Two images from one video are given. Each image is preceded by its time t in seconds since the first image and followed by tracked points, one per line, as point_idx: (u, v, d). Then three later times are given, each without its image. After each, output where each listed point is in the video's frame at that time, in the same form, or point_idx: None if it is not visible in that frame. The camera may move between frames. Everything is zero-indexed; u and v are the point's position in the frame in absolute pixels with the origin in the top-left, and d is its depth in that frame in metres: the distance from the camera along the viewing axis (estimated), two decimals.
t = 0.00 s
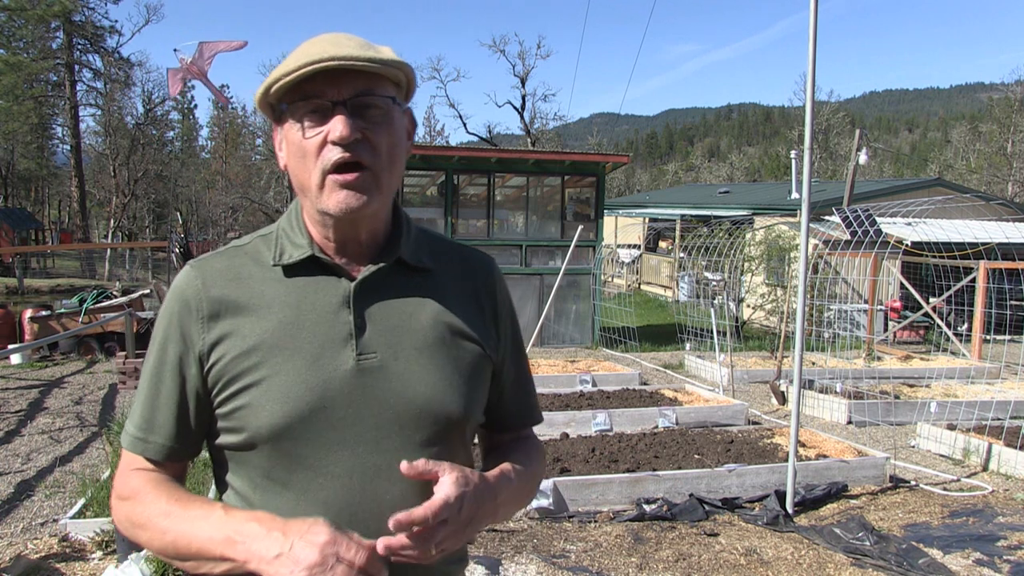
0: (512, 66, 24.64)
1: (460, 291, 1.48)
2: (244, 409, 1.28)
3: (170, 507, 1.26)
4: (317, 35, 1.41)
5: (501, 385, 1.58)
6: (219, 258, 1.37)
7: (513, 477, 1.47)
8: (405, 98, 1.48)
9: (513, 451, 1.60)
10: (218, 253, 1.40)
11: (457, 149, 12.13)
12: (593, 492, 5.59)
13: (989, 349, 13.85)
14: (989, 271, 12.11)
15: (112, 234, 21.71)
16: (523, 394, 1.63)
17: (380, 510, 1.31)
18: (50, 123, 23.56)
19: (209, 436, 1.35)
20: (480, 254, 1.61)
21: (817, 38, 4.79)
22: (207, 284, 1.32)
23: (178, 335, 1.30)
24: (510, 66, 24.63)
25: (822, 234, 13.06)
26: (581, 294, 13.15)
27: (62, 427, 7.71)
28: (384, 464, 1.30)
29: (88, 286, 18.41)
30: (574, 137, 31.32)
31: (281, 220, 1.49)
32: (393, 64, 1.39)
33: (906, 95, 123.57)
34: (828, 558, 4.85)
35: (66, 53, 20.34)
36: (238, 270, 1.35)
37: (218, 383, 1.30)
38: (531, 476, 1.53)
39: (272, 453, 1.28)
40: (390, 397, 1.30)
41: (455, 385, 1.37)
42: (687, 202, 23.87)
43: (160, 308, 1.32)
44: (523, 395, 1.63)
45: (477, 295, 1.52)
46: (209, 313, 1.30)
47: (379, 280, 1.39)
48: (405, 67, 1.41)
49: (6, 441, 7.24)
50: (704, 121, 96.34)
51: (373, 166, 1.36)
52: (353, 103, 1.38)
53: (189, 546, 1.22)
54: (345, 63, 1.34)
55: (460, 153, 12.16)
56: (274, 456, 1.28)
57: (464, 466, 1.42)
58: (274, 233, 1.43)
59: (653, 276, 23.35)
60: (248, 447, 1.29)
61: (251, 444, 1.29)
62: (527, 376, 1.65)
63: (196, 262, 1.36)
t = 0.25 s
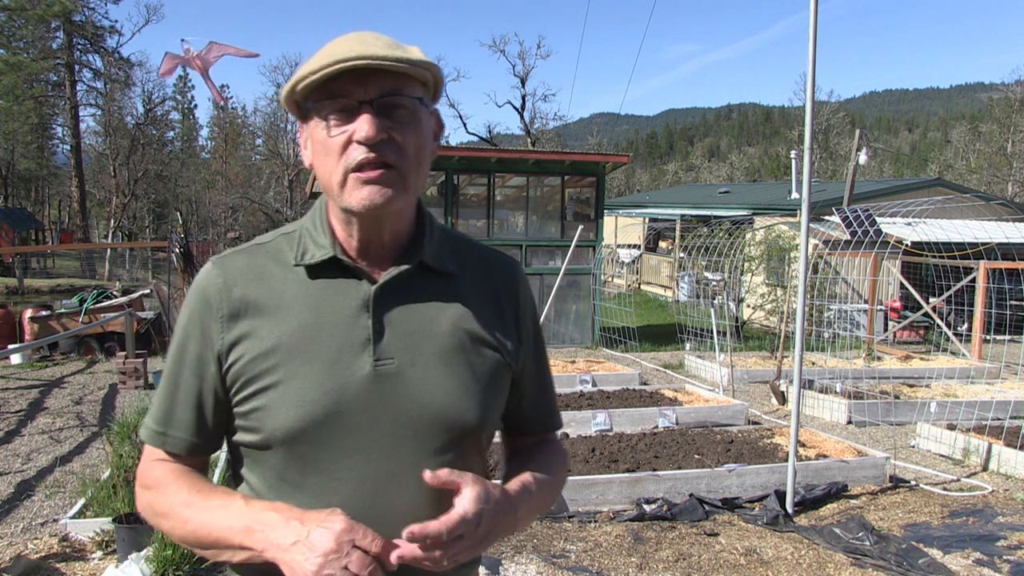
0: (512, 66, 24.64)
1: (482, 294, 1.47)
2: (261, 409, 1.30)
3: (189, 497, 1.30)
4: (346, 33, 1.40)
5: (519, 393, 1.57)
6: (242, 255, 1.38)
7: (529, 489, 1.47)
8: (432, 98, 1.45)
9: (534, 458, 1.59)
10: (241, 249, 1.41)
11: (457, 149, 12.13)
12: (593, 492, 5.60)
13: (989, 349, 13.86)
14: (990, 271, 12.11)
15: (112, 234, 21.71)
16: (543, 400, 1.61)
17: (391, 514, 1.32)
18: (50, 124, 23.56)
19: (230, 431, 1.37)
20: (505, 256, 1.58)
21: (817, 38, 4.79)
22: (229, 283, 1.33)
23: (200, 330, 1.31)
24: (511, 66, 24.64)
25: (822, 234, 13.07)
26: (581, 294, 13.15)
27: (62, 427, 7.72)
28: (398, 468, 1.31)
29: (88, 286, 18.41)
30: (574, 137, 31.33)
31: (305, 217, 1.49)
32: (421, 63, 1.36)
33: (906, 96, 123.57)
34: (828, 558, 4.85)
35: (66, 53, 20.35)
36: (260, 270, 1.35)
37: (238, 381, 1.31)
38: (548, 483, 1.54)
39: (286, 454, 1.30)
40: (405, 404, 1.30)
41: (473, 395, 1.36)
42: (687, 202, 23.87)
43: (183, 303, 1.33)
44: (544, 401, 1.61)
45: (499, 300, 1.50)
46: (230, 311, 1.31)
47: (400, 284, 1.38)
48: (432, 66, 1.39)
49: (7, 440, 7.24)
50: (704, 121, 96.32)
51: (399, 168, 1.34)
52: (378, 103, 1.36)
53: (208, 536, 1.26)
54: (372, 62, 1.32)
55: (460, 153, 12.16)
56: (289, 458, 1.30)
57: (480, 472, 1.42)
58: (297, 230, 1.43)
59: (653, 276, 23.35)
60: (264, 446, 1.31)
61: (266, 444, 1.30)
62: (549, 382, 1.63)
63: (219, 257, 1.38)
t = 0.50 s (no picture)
0: (512, 66, 24.62)
1: (510, 310, 1.45)
2: (280, 412, 1.31)
3: (204, 484, 1.32)
4: (397, 37, 1.35)
5: (541, 407, 1.55)
6: (271, 251, 1.38)
7: (543, 511, 1.45)
8: (477, 113, 1.42)
9: (554, 474, 1.59)
10: (271, 244, 1.41)
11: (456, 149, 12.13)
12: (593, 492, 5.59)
13: (989, 349, 13.86)
14: (989, 271, 12.10)
15: (112, 234, 21.71)
16: (567, 416, 1.60)
17: (401, 523, 1.32)
18: (50, 123, 23.56)
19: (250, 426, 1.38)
20: (537, 270, 1.55)
21: (817, 38, 4.79)
22: (256, 282, 1.33)
23: (225, 327, 1.32)
24: (511, 66, 24.62)
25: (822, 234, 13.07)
26: (581, 294, 13.14)
27: (63, 427, 7.72)
28: (412, 477, 1.31)
29: (88, 286, 18.41)
30: (573, 137, 31.33)
31: (336, 217, 1.48)
32: (470, 83, 1.33)
33: (906, 96, 123.55)
34: (828, 558, 4.85)
35: (66, 53, 20.36)
36: (286, 273, 1.35)
37: (259, 382, 1.32)
38: (567, 501, 1.52)
39: (302, 458, 1.30)
40: (424, 417, 1.30)
41: (492, 413, 1.36)
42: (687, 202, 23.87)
43: (209, 295, 1.34)
44: (565, 417, 1.60)
45: (528, 317, 1.48)
46: (255, 311, 1.32)
47: (426, 297, 1.37)
48: (481, 85, 1.35)
49: (7, 440, 7.24)
50: (704, 121, 96.32)
51: (436, 188, 1.33)
52: (422, 119, 1.33)
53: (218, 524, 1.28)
54: (422, 80, 1.29)
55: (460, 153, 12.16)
56: (304, 462, 1.31)
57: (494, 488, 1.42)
58: (327, 231, 1.42)
59: (653, 276, 23.34)
60: (281, 448, 1.32)
61: (282, 445, 1.31)
62: (573, 399, 1.61)
63: (249, 251, 1.38)
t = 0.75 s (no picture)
0: (512, 66, 24.61)
1: (503, 313, 1.46)
2: (273, 415, 1.29)
3: (191, 487, 1.29)
4: (407, 39, 1.34)
5: (533, 407, 1.56)
6: (264, 252, 1.37)
7: (536, 507, 1.46)
8: (483, 120, 1.43)
9: (545, 474, 1.60)
10: (263, 244, 1.39)
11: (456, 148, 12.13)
12: (593, 492, 5.59)
13: (989, 349, 13.85)
14: (990, 271, 12.10)
15: (112, 234, 21.70)
16: (558, 419, 1.60)
17: (394, 525, 1.32)
18: (50, 123, 23.55)
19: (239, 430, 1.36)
20: (527, 272, 1.57)
21: (817, 38, 4.79)
22: (247, 282, 1.32)
23: (216, 328, 1.31)
24: (511, 66, 24.61)
25: (822, 234, 13.08)
26: (581, 294, 13.14)
27: (62, 427, 7.72)
28: (405, 479, 1.31)
29: (88, 286, 18.39)
30: (573, 137, 31.32)
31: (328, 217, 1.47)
32: (482, 93, 1.34)
33: (906, 96, 123.53)
34: (828, 558, 4.85)
35: (66, 53, 20.35)
36: (279, 274, 1.34)
37: (251, 384, 1.31)
38: (559, 501, 1.53)
39: (294, 462, 1.29)
40: (418, 418, 1.30)
41: (484, 415, 1.36)
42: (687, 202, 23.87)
43: (201, 296, 1.32)
44: (556, 418, 1.60)
45: (521, 319, 1.50)
46: (248, 312, 1.31)
47: (423, 298, 1.37)
48: (492, 94, 1.37)
49: (6, 440, 7.24)
50: (704, 121, 96.30)
51: (442, 196, 1.33)
52: (434, 126, 1.33)
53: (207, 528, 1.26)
54: (439, 89, 1.29)
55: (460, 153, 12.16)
56: (297, 465, 1.30)
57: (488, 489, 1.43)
58: (321, 230, 1.41)
59: (653, 276, 23.34)
60: (272, 452, 1.30)
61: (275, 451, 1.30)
62: (563, 399, 1.62)
63: (240, 252, 1.37)
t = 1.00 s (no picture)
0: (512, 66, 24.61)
1: (467, 300, 1.50)
2: (245, 417, 1.25)
3: (144, 487, 1.20)
4: (362, 34, 1.33)
5: (500, 393, 1.58)
6: (221, 255, 1.33)
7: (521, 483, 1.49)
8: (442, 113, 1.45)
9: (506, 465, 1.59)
10: (218, 248, 1.35)
11: (456, 149, 12.13)
12: (593, 492, 5.60)
13: (989, 349, 13.86)
14: (989, 271, 12.10)
15: (112, 234, 21.70)
16: (520, 406, 1.64)
17: (381, 515, 1.31)
18: (50, 123, 23.56)
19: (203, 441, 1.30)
20: (481, 260, 1.62)
21: (817, 39, 4.80)
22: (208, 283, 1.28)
23: (177, 332, 1.25)
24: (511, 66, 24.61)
25: (822, 234, 13.09)
26: (581, 294, 13.15)
27: (63, 427, 7.72)
28: (387, 469, 1.30)
29: (88, 286, 18.39)
30: (574, 137, 31.33)
31: (281, 216, 1.44)
32: (446, 88, 1.36)
33: (906, 95, 123.57)
34: (828, 558, 4.85)
35: (66, 53, 20.35)
36: (240, 273, 1.31)
37: (217, 386, 1.26)
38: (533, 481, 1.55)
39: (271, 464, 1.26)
40: (398, 407, 1.30)
41: (458, 397, 1.38)
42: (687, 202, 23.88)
43: (156, 303, 1.27)
44: (521, 402, 1.64)
45: (483, 305, 1.54)
46: (211, 314, 1.26)
47: (391, 289, 1.38)
48: (454, 88, 1.39)
49: (7, 441, 7.24)
50: (704, 121, 96.34)
51: (412, 192, 1.35)
52: (400, 122, 1.34)
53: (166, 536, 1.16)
54: (407, 88, 1.29)
55: (460, 153, 12.17)
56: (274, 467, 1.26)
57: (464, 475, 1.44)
58: (279, 229, 1.38)
59: (653, 276, 23.35)
60: (245, 458, 1.26)
61: (250, 455, 1.25)
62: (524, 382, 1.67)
63: (195, 257, 1.32)
